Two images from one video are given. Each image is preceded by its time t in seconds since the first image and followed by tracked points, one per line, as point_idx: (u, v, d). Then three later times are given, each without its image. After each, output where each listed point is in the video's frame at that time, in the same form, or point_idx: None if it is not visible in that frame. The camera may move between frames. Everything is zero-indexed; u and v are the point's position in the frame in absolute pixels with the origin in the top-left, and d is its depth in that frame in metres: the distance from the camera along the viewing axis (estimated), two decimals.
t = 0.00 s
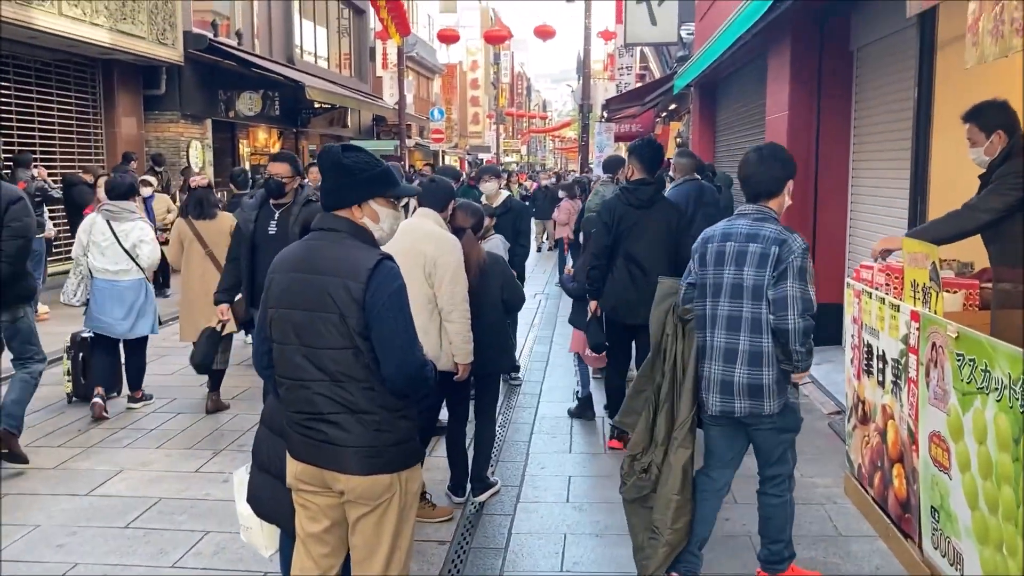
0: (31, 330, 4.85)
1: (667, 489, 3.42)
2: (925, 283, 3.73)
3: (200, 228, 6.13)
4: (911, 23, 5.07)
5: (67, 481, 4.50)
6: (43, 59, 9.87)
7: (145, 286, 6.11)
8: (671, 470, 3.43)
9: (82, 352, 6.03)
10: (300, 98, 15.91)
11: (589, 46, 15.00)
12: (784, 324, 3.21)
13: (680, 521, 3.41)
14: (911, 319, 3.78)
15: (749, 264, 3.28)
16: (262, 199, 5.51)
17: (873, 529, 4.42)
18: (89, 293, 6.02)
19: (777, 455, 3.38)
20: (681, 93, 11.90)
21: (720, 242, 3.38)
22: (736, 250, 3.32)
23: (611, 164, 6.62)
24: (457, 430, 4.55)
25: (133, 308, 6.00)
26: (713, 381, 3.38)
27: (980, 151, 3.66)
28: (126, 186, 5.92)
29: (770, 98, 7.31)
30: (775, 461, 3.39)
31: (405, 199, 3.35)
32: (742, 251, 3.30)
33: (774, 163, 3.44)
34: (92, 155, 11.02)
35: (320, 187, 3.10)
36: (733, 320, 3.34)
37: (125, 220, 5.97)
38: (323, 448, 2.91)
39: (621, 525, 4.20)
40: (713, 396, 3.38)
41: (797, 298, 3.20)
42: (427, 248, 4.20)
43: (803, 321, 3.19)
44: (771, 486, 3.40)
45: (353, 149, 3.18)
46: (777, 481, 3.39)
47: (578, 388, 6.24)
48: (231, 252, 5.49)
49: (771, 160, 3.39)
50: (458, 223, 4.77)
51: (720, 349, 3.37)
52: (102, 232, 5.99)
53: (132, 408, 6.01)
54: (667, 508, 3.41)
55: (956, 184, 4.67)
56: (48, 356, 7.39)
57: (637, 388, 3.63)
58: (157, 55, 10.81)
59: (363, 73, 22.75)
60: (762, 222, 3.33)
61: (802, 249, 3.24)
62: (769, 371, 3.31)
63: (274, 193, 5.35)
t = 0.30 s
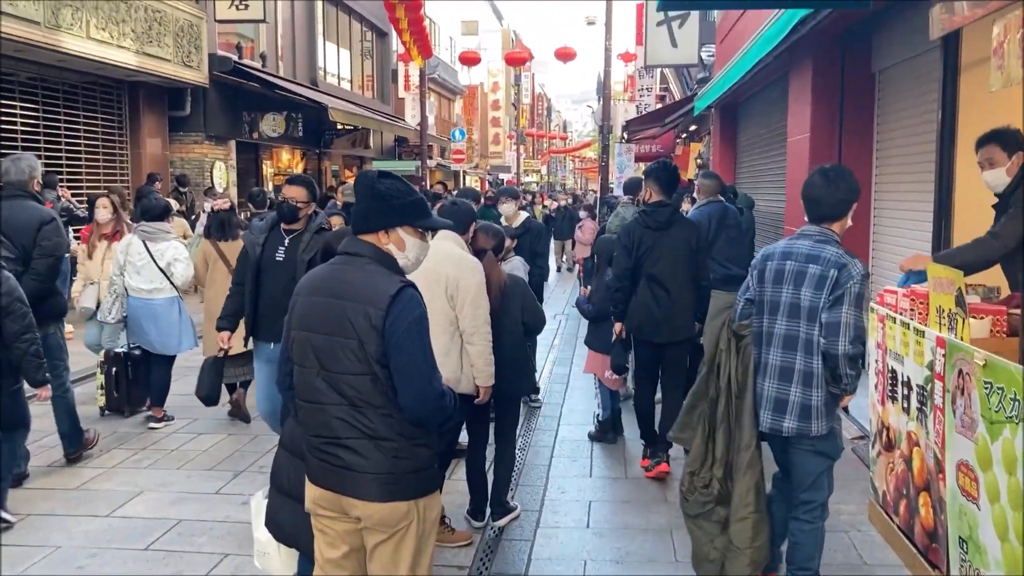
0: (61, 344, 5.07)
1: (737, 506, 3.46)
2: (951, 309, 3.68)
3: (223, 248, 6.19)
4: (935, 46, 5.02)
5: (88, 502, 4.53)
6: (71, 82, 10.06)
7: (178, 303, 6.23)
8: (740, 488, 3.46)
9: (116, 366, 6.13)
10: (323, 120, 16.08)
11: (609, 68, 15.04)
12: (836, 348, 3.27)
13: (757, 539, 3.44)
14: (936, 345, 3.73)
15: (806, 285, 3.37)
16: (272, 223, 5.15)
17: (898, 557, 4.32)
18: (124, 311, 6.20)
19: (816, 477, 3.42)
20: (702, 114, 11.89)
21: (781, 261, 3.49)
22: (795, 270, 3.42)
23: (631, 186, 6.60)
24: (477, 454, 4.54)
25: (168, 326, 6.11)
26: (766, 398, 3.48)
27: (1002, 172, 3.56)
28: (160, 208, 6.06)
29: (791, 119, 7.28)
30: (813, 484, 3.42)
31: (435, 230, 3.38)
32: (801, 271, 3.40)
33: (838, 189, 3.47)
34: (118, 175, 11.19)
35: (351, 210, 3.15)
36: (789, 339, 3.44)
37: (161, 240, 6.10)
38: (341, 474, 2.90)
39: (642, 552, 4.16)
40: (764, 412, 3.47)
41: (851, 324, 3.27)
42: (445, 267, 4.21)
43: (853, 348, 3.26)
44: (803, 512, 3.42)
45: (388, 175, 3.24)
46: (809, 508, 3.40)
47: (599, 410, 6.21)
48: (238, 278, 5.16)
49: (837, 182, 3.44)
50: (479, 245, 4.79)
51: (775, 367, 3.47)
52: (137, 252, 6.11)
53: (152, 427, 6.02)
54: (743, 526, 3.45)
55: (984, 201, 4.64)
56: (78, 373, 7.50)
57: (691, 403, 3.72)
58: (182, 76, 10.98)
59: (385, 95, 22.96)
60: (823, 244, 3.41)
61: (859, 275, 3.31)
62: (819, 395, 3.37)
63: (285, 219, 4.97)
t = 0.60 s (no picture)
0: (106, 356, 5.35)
1: (803, 522, 3.59)
2: (985, 326, 3.58)
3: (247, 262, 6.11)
4: (965, 60, 4.95)
5: (113, 516, 4.54)
6: (99, 97, 10.20)
7: (208, 312, 6.31)
8: (799, 502, 3.61)
9: (151, 374, 6.29)
10: (346, 134, 16.20)
11: (631, 82, 15.03)
12: (873, 355, 3.36)
13: (814, 551, 3.58)
14: (969, 363, 3.67)
15: (844, 294, 3.47)
16: (276, 241, 4.59)
17: None
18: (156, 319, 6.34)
19: (859, 484, 3.53)
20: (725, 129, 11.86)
21: (820, 273, 3.59)
22: (833, 281, 3.52)
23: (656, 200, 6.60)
24: (501, 469, 4.51)
25: (198, 334, 6.22)
26: (809, 407, 3.58)
27: None
28: (190, 221, 6.14)
29: (817, 134, 7.26)
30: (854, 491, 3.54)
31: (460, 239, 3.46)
32: (838, 281, 3.50)
33: (868, 198, 3.56)
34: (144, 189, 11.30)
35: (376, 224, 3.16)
36: (830, 348, 3.55)
37: (191, 252, 6.18)
38: (370, 491, 2.88)
39: (669, 570, 4.10)
40: (808, 420, 3.58)
41: (888, 331, 3.35)
42: (469, 280, 4.22)
43: (893, 355, 3.33)
44: (840, 525, 3.56)
45: (413, 190, 3.22)
46: (845, 522, 3.54)
47: (623, 427, 6.17)
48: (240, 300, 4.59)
49: (868, 193, 3.52)
50: (502, 259, 4.79)
51: (817, 376, 3.59)
52: (169, 263, 6.21)
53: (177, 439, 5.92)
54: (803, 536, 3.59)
55: (1006, 228, 4.54)
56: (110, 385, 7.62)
57: (749, 427, 3.79)
58: (208, 91, 11.10)
59: (408, 109, 23.10)
60: (859, 253, 3.50)
61: (895, 280, 3.38)
62: (860, 401, 3.47)
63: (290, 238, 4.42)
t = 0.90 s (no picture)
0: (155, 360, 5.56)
1: (842, 531, 3.68)
2: (1014, 336, 3.60)
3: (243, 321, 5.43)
4: (991, 69, 4.90)
5: (139, 522, 4.57)
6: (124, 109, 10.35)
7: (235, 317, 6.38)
8: (836, 510, 3.70)
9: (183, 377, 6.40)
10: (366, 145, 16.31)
11: (651, 92, 15.04)
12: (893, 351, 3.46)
13: (855, 558, 3.66)
14: (998, 373, 3.63)
15: (865, 297, 3.56)
16: (258, 260, 4.33)
17: None
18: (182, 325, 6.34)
19: (905, 487, 3.59)
20: (746, 139, 11.85)
21: (847, 280, 3.70)
22: (857, 285, 3.63)
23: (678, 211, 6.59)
24: (524, 478, 4.51)
25: (226, 339, 6.29)
26: (842, 410, 3.67)
27: None
28: (219, 230, 6.21)
29: (839, 144, 7.33)
30: (901, 493, 3.59)
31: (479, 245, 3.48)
32: (861, 285, 3.60)
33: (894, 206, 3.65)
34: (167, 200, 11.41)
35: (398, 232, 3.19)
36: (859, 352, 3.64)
37: (220, 258, 6.27)
38: (403, 498, 2.88)
39: None
40: (842, 423, 3.66)
41: (907, 325, 3.43)
42: (495, 288, 4.23)
43: (910, 348, 3.43)
44: (895, 523, 3.62)
45: (434, 199, 3.24)
46: (901, 519, 3.60)
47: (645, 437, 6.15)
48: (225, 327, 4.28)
49: (896, 203, 3.61)
50: (524, 268, 4.81)
51: (848, 379, 3.66)
52: (198, 270, 6.28)
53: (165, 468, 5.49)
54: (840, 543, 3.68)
55: (1018, 236, 4.49)
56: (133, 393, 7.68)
57: (795, 436, 4.00)
58: (231, 103, 11.21)
59: (427, 120, 23.23)
60: (879, 257, 3.60)
61: (912, 277, 3.46)
62: (889, 398, 3.55)
63: (272, 253, 4.18)
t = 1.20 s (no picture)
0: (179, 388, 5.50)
1: (856, 534, 3.67)
2: None
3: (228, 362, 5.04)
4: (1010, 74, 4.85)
5: (159, 528, 4.57)
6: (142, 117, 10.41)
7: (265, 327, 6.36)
8: (850, 512, 3.70)
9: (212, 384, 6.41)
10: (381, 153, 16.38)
11: (665, 100, 15.07)
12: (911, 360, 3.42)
13: (863, 562, 3.65)
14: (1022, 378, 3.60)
15: (892, 304, 3.56)
16: (253, 264, 4.15)
17: None
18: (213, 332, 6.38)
19: (916, 496, 3.62)
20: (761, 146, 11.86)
21: (877, 286, 3.70)
22: (885, 292, 3.63)
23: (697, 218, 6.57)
24: (544, 485, 4.50)
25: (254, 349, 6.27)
26: (867, 416, 3.69)
27: None
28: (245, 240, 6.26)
29: (857, 150, 7.38)
30: (911, 502, 3.63)
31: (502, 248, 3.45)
32: (889, 291, 3.60)
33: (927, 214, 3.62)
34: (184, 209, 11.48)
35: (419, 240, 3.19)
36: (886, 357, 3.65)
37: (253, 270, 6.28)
38: (428, 503, 2.87)
39: None
40: (865, 427, 3.68)
41: (926, 335, 3.39)
42: (512, 295, 4.22)
43: (928, 359, 3.38)
44: (903, 538, 3.65)
45: (457, 206, 3.22)
46: (908, 533, 3.62)
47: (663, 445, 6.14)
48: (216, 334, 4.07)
49: (927, 209, 3.59)
50: (543, 275, 4.83)
51: (874, 386, 3.68)
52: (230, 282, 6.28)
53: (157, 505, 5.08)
54: (854, 542, 3.67)
55: None
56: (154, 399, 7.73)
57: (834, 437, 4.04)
58: (247, 112, 11.28)
59: (441, 129, 23.32)
60: (908, 263, 3.58)
61: (937, 286, 3.43)
62: (910, 407, 3.56)
63: (265, 259, 4.00)
